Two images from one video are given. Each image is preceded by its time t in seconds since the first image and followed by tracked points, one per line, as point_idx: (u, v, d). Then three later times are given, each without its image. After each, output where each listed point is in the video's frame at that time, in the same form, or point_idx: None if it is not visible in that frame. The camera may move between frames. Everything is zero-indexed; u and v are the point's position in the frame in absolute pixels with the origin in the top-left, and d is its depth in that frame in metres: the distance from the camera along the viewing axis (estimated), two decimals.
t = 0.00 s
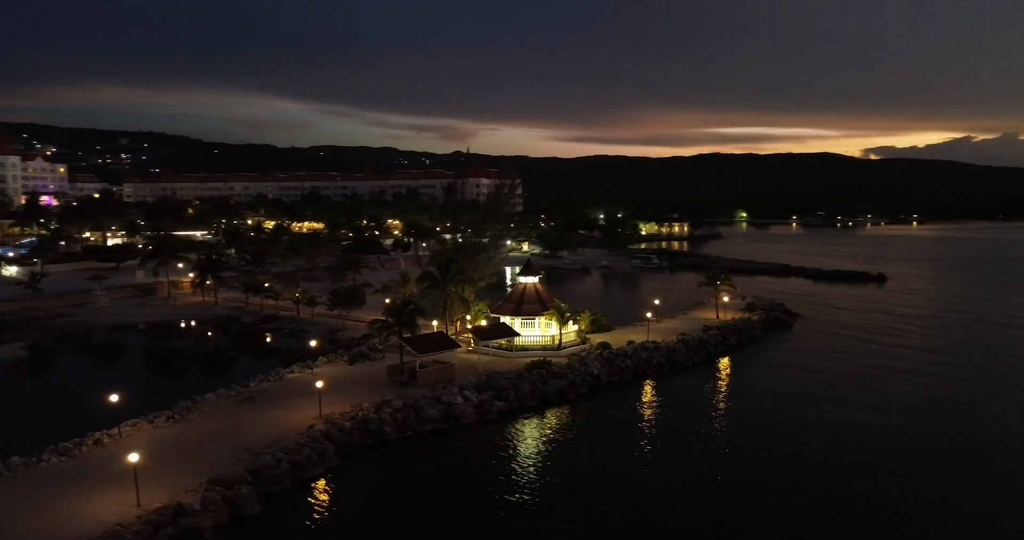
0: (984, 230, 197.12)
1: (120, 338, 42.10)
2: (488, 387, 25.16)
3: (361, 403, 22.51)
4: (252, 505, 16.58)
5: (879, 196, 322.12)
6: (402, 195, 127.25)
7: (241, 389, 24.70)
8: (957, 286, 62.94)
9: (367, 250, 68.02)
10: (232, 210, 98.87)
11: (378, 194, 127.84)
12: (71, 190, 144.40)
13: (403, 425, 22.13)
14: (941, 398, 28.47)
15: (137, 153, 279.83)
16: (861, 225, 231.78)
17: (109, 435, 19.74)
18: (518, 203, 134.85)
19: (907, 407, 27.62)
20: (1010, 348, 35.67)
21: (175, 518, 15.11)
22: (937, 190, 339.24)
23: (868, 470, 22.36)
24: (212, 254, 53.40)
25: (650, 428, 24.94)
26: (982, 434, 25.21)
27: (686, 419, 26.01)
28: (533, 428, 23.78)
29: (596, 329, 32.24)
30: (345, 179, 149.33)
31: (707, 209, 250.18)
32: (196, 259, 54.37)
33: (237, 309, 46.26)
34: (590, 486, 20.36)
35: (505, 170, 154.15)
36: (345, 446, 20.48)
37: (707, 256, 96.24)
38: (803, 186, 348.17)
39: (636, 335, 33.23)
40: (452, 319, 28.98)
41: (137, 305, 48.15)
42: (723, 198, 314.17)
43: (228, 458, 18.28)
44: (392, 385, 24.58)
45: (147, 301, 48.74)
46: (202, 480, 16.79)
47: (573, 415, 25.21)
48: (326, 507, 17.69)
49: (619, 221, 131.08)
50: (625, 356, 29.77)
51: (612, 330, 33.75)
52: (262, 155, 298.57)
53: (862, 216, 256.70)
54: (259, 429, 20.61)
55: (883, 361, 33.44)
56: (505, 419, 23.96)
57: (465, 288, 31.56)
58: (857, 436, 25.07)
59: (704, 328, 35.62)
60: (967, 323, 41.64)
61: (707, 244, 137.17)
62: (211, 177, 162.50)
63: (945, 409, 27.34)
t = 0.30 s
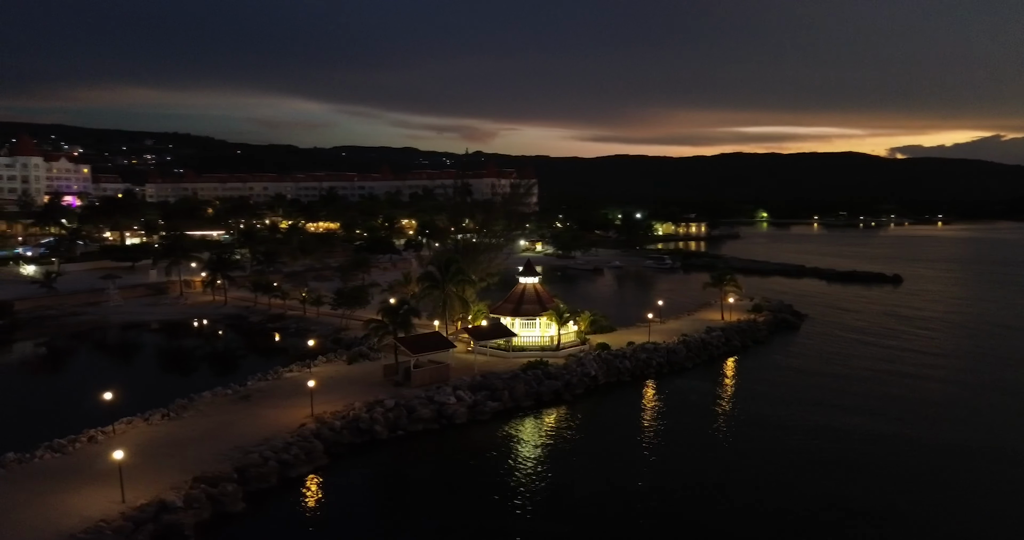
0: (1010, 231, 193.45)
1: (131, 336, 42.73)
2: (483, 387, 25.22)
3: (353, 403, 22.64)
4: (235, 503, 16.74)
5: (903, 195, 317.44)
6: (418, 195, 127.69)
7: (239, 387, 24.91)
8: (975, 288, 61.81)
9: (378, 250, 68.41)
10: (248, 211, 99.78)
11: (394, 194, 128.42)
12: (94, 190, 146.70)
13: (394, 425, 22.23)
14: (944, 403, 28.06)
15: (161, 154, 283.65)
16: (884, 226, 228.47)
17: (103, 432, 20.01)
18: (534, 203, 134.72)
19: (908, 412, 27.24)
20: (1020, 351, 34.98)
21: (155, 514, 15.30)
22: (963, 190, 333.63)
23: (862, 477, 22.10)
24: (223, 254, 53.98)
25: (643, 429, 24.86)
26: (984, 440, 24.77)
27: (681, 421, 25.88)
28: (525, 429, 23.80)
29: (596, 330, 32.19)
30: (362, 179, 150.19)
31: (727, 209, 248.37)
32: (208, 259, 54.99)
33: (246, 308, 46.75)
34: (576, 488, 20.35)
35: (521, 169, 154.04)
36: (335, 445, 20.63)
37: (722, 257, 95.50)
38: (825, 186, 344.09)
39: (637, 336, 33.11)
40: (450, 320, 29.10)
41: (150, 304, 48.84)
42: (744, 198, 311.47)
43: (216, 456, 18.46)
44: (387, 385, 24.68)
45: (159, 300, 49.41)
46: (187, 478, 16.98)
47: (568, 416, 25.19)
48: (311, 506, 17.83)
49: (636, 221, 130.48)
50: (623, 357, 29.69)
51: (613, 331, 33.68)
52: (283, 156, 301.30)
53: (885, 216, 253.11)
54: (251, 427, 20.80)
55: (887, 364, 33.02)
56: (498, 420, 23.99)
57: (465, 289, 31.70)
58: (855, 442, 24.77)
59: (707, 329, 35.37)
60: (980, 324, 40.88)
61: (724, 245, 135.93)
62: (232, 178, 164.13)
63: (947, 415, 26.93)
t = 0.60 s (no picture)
0: None
1: (141, 335, 43.33)
2: (477, 387, 25.27)
3: (345, 402, 22.81)
4: (219, 501, 16.95)
5: (928, 195, 312.48)
6: (433, 195, 128.08)
7: (237, 386, 25.16)
8: (993, 290, 60.64)
9: (389, 250, 68.73)
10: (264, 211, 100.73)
11: (410, 194, 128.94)
12: (117, 191, 149.10)
13: (385, 424, 22.35)
14: (946, 407, 27.65)
15: (185, 155, 287.59)
16: (907, 226, 225.12)
17: (98, 429, 20.33)
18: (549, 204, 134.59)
19: (907, 417, 26.93)
20: None
21: (138, 510, 15.53)
22: (990, 190, 327.78)
23: (855, 482, 21.85)
24: (234, 254, 54.56)
25: (637, 432, 24.77)
26: (982, 446, 24.44)
27: (676, 423, 25.77)
28: (518, 429, 23.82)
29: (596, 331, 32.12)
30: (379, 180, 151.06)
31: (746, 209, 246.33)
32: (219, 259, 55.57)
33: (254, 308, 47.21)
34: (563, 489, 20.34)
35: (538, 169, 153.89)
36: (324, 444, 20.80)
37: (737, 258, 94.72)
38: (848, 186, 339.82)
39: (638, 336, 33.00)
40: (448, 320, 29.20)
41: (161, 303, 49.49)
42: (764, 198, 308.64)
43: (205, 454, 18.70)
44: (381, 385, 24.81)
45: (170, 300, 50.06)
46: (173, 475, 17.20)
47: (561, 417, 25.18)
48: (295, 504, 17.99)
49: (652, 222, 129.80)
50: (621, 358, 29.61)
51: (614, 332, 33.59)
52: (304, 157, 303.77)
53: (908, 217, 249.37)
54: (242, 426, 21.02)
55: (892, 366, 32.56)
56: (490, 420, 24.04)
57: (465, 289, 31.82)
58: (850, 447, 24.51)
59: (710, 331, 35.13)
60: (992, 327, 40.12)
61: (742, 246, 134.71)
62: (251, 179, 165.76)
63: (946, 420, 26.54)
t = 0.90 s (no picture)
0: None
1: (151, 333, 43.89)
2: (470, 388, 25.34)
3: (337, 402, 22.95)
4: (204, 499, 17.13)
5: (952, 194, 307.71)
6: (448, 195, 128.44)
7: (235, 385, 25.41)
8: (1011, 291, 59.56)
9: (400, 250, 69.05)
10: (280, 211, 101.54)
11: (425, 194, 129.37)
12: (138, 191, 151.22)
13: (376, 423, 22.48)
14: (947, 411, 27.29)
15: (207, 156, 290.92)
16: (930, 226, 221.89)
17: (92, 427, 20.60)
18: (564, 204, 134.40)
19: (907, 422, 26.59)
20: None
21: (122, 506, 15.74)
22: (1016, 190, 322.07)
23: (849, 488, 21.60)
24: (244, 254, 55.08)
25: (630, 433, 24.71)
26: (982, 451, 24.07)
27: (670, 425, 25.67)
28: (509, 430, 23.84)
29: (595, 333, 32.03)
30: (395, 180, 151.80)
31: (765, 209, 244.07)
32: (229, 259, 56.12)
33: (262, 307, 47.65)
34: (550, 490, 20.37)
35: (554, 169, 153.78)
36: (314, 443, 20.95)
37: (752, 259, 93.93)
38: (871, 186, 335.60)
39: (638, 337, 32.91)
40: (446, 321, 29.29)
41: (171, 302, 50.10)
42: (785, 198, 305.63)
43: (194, 453, 18.89)
44: (375, 385, 24.92)
45: (181, 298, 50.66)
46: (160, 473, 17.40)
47: (554, 418, 25.18)
48: (279, 502, 18.16)
49: (667, 222, 129.14)
50: (619, 359, 29.51)
51: (614, 333, 33.54)
52: (324, 157, 306.05)
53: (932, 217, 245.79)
54: (234, 424, 21.23)
55: (897, 369, 32.14)
56: (483, 421, 24.09)
57: (465, 290, 31.96)
58: (846, 452, 24.29)
59: (712, 332, 34.90)
60: (1002, 327, 39.45)
61: (759, 246, 133.51)
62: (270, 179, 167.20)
63: (946, 424, 26.21)
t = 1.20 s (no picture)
0: None
1: (161, 331, 44.51)
2: (464, 388, 25.43)
3: (330, 402, 23.14)
4: (190, 496, 17.36)
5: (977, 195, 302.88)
6: (463, 195, 128.76)
7: (232, 384, 25.69)
8: None
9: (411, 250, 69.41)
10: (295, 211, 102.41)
11: (441, 194, 129.80)
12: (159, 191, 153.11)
13: (368, 423, 22.63)
14: (949, 416, 26.94)
15: (229, 156, 293.97)
16: (954, 227, 218.50)
17: (87, 425, 20.92)
18: (580, 204, 134.17)
19: (906, 427, 26.27)
20: None
21: (107, 503, 16.00)
22: None
23: (840, 492, 21.39)
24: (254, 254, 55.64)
25: (624, 435, 24.67)
26: (981, 457, 23.76)
27: (665, 427, 25.59)
28: (501, 430, 23.90)
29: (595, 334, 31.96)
30: (411, 181, 152.50)
31: (786, 209, 241.68)
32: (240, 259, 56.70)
33: (270, 306, 48.12)
34: (539, 491, 20.39)
35: (570, 170, 153.54)
36: (305, 442, 21.17)
37: (768, 260, 93.16)
38: (894, 186, 331.19)
39: (638, 338, 32.81)
40: (443, 321, 29.41)
41: (183, 301, 50.77)
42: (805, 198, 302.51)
43: (184, 451, 19.16)
44: (369, 384, 25.09)
45: (192, 298, 51.33)
46: (148, 470, 17.66)
47: (548, 418, 25.19)
48: (266, 499, 18.37)
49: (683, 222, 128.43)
50: (616, 360, 29.45)
51: (615, 334, 33.46)
52: (343, 158, 308.08)
53: (956, 217, 242.10)
54: (227, 423, 21.49)
55: (901, 373, 31.74)
56: (475, 421, 24.17)
57: (465, 290, 32.10)
58: (842, 455, 24.07)
59: (715, 334, 34.68)
60: (1014, 330, 38.81)
61: (777, 247, 132.40)
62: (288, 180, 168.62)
63: (947, 429, 25.87)
